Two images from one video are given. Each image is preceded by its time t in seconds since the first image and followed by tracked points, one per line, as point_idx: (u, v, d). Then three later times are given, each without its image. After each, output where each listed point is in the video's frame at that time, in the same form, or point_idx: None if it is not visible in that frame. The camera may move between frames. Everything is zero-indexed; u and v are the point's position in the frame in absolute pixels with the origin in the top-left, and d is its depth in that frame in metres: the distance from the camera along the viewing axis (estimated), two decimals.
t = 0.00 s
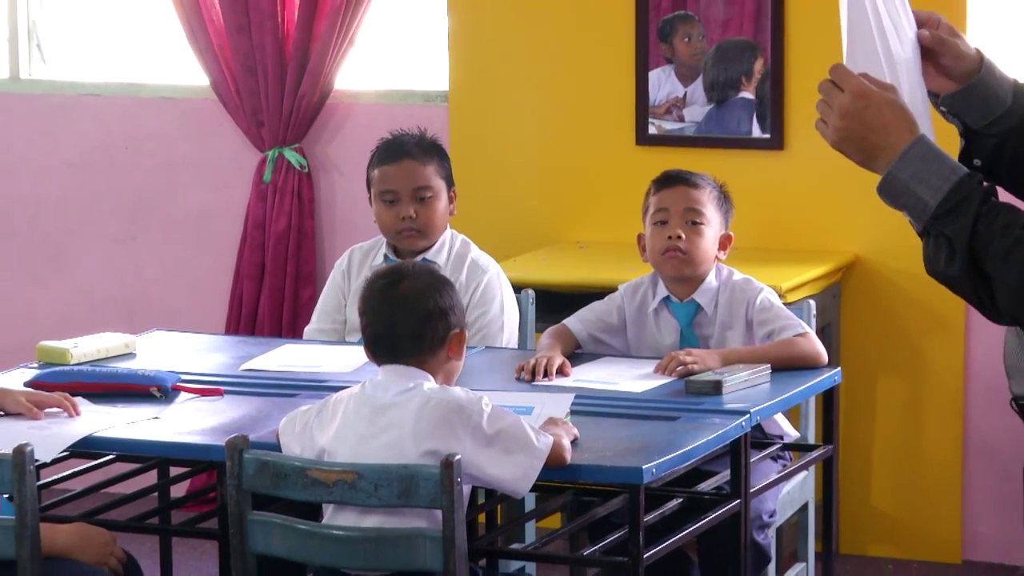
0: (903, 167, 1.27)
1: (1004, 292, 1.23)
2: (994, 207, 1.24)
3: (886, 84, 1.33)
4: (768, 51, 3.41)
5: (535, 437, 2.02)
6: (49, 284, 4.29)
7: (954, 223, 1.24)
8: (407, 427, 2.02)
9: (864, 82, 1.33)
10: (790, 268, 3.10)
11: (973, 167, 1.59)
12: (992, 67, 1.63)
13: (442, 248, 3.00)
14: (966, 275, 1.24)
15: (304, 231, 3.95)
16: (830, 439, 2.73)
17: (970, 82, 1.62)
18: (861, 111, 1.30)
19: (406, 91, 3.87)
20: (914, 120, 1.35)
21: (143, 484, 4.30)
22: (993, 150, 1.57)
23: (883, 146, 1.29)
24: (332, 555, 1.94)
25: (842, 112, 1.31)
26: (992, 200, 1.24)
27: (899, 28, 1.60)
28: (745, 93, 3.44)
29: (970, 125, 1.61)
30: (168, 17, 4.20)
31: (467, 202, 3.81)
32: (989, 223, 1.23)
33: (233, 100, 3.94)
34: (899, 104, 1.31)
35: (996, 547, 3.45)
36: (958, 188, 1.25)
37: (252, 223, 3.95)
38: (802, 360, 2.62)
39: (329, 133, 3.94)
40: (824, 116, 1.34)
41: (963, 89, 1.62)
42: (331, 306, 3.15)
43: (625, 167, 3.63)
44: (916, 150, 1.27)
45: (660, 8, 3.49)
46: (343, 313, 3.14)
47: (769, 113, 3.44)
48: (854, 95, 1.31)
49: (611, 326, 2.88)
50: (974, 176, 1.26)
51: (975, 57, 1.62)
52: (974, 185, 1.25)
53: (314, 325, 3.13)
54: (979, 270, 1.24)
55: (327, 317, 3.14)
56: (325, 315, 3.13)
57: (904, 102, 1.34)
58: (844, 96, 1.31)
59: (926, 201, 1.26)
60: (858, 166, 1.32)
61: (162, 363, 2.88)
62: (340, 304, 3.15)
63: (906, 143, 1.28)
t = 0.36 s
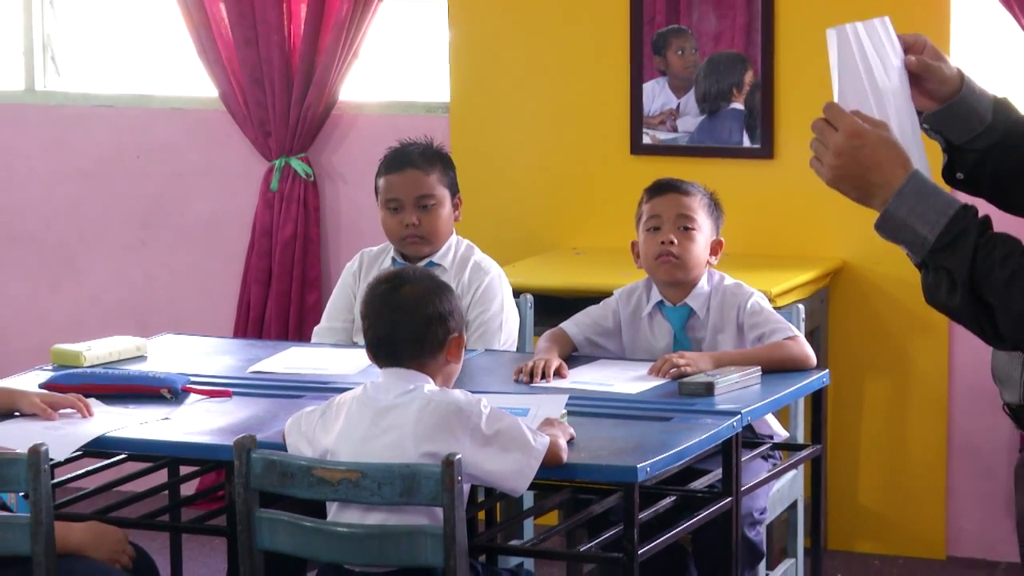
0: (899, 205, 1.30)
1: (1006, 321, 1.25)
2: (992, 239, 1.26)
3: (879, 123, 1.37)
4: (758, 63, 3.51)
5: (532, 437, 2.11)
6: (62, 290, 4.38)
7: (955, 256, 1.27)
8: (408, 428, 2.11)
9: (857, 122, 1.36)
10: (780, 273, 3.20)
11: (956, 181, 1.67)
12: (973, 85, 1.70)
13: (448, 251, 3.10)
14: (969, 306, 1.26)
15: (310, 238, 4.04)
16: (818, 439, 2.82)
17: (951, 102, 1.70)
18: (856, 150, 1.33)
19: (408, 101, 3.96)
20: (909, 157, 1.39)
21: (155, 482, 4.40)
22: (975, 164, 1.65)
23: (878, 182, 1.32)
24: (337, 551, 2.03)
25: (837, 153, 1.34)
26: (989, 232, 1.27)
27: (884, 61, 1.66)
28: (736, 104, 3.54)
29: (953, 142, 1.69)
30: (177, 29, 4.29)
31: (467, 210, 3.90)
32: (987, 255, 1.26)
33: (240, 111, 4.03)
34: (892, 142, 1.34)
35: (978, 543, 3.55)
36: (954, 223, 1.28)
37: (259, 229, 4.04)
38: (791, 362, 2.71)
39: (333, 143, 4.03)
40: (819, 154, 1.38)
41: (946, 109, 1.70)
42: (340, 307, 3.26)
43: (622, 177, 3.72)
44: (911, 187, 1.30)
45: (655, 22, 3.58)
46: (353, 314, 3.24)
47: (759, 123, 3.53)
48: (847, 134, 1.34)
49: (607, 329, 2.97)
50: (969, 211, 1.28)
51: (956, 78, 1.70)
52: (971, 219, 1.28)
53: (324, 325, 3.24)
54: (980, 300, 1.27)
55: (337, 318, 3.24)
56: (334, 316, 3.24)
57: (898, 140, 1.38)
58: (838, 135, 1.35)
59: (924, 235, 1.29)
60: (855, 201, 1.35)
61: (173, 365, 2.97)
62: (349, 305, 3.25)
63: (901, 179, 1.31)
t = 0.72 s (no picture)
0: (869, 241, 1.42)
1: (975, 353, 1.37)
2: (960, 274, 1.38)
3: (851, 159, 1.48)
4: (749, 75, 3.60)
5: (530, 437, 2.20)
6: (74, 295, 4.48)
7: (925, 291, 1.38)
8: (411, 427, 2.21)
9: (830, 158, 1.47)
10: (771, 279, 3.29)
11: (916, 182, 1.86)
12: (929, 91, 1.86)
13: (447, 258, 3.20)
14: (938, 337, 1.38)
15: (315, 244, 4.14)
16: (807, 438, 2.92)
17: (908, 111, 1.85)
18: (828, 187, 1.45)
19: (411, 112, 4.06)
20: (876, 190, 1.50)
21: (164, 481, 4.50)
22: (932, 169, 1.83)
23: (847, 220, 1.44)
24: (341, 546, 2.12)
25: (811, 187, 1.46)
26: (957, 268, 1.38)
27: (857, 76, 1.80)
28: (727, 114, 3.64)
29: (912, 147, 1.85)
30: (186, 42, 4.39)
31: (467, 217, 4.00)
32: (956, 291, 1.37)
33: (248, 122, 4.13)
34: (862, 181, 1.45)
35: (962, 539, 3.64)
36: (923, 259, 1.39)
37: (266, 236, 4.14)
38: (781, 364, 2.80)
39: (338, 152, 4.13)
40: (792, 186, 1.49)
41: (904, 117, 1.85)
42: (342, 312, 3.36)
43: (618, 186, 3.82)
44: (881, 224, 1.41)
45: (649, 35, 3.69)
46: (355, 319, 3.34)
47: (750, 132, 3.63)
48: (821, 171, 1.45)
49: (603, 332, 3.07)
50: (936, 247, 1.40)
51: (916, 90, 1.85)
52: (939, 255, 1.40)
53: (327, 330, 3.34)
54: (951, 331, 1.38)
55: (339, 323, 3.34)
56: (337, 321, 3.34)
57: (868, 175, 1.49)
58: (812, 172, 1.46)
59: (893, 271, 1.40)
60: (824, 234, 1.48)
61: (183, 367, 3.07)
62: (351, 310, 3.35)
63: (868, 221, 1.42)
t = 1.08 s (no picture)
0: (870, 322, 1.57)
1: (998, 400, 1.51)
2: (963, 332, 1.53)
3: (835, 252, 1.65)
4: (738, 85, 3.71)
5: (527, 435, 2.29)
6: (85, 298, 4.59)
7: (936, 357, 1.53)
8: (411, 426, 2.31)
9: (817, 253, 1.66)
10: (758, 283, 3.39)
11: (938, 280, 1.96)
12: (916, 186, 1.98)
13: (446, 262, 3.30)
14: (960, 395, 1.53)
15: (319, 249, 4.24)
16: (794, 437, 3.02)
17: (901, 208, 1.96)
18: (818, 280, 1.62)
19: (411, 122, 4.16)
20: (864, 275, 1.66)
21: (173, 480, 4.61)
22: (948, 262, 1.94)
23: (844, 307, 1.60)
24: (344, 542, 2.22)
25: (804, 284, 1.63)
26: (959, 326, 1.54)
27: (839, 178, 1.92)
28: (717, 123, 3.74)
29: (919, 245, 1.97)
30: (193, 53, 4.49)
31: (467, 223, 4.10)
32: (966, 349, 1.52)
33: (253, 131, 4.24)
34: (849, 268, 1.62)
35: (946, 535, 3.74)
36: (926, 327, 1.54)
37: (271, 241, 4.24)
38: (769, 365, 2.90)
39: (341, 160, 4.23)
40: (787, 284, 1.66)
41: (898, 214, 1.97)
42: (346, 316, 3.46)
43: (613, 193, 3.92)
44: (877, 304, 1.57)
45: (641, 47, 3.79)
46: (358, 323, 3.45)
47: (739, 141, 3.73)
48: (809, 266, 1.63)
49: (597, 334, 3.17)
50: (936, 311, 1.55)
51: (902, 185, 1.97)
52: (937, 317, 1.55)
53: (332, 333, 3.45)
54: (969, 388, 1.53)
55: (343, 327, 3.45)
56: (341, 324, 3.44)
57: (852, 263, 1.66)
58: (801, 269, 1.63)
59: (902, 344, 1.55)
60: (825, 322, 1.64)
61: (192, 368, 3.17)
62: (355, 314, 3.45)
63: (865, 304, 1.58)
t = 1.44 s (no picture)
0: (850, 329, 1.62)
1: (975, 404, 1.54)
2: (940, 338, 1.56)
3: (815, 260, 1.69)
4: (722, 96, 3.81)
5: (519, 434, 2.37)
6: (91, 302, 4.69)
7: (913, 363, 1.56)
8: (407, 426, 2.40)
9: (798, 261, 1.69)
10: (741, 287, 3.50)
11: (918, 292, 2.00)
12: (895, 200, 2.04)
13: (440, 269, 3.40)
14: (940, 401, 1.56)
15: (318, 255, 4.34)
16: (778, 436, 3.12)
17: (878, 222, 2.03)
18: (801, 289, 1.66)
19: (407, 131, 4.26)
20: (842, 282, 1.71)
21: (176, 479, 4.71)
22: (927, 274, 1.98)
23: (825, 314, 1.64)
24: (343, 539, 2.29)
25: (787, 293, 1.67)
26: (936, 333, 1.57)
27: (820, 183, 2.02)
28: (703, 132, 3.85)
29: (898, 258, 2.02)
30: (196, 64, 4.60)
31: (462, 229, 4.20)
32: (942, 354, 1.55)
33: (254, 140, 4.34)
34: (830, 277, 1.66)
35: (925, 530, 3.84)
36: (904, 334, 1.58)
37: (272, 246, 4.34)
38: (753, 367, 2.99)
39: (339, 168, 4.34)
40: (769, 292, 1.70)
41: (875, 226, 2.03)
42: (342, 320, 3.56)
43: (604, 201, 4.02)
44: (856, 312, 1.62)
45: (630, 59, 3.89)
46: (355, 327, 3.55)
47: (725, 149, 3.83)
48: (791, 276, 1.66)
49: (586, 337, 3.26)
50: (914, 319, 1.59)
51: (879, 199, 2.04)
52: (915, 324, 1.59)
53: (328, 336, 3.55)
54: (947, 393, 1.56)
55: (339, 330, 3.55)
56: (337, 328, 3.55)
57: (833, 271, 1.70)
58: (784, 278, 1.67)
59: (881, 351, 1.59)
60: (806, 328, 1.68)
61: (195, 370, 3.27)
62: (350, 318, 3.56)
63: (845, 312, 1.63)
